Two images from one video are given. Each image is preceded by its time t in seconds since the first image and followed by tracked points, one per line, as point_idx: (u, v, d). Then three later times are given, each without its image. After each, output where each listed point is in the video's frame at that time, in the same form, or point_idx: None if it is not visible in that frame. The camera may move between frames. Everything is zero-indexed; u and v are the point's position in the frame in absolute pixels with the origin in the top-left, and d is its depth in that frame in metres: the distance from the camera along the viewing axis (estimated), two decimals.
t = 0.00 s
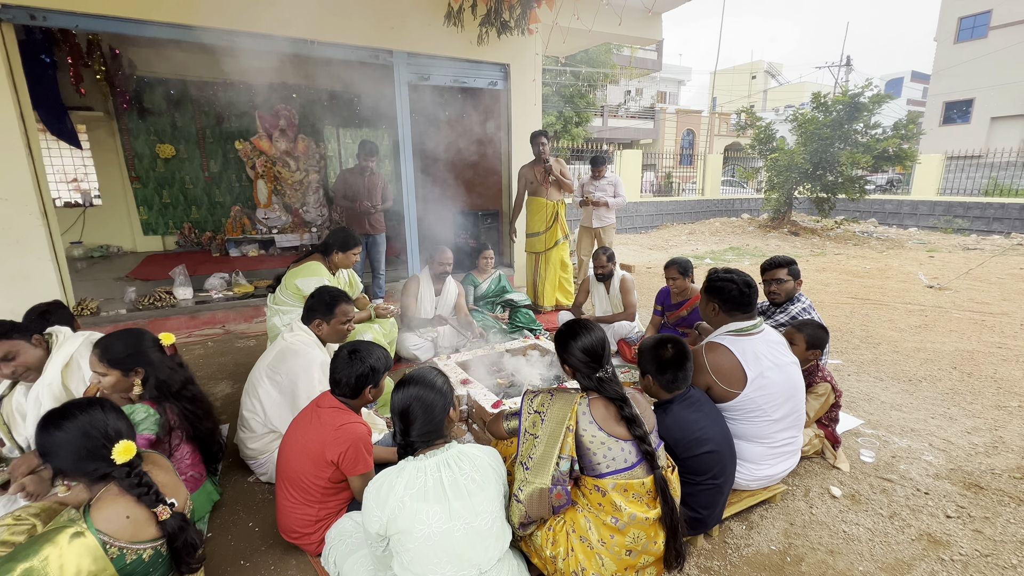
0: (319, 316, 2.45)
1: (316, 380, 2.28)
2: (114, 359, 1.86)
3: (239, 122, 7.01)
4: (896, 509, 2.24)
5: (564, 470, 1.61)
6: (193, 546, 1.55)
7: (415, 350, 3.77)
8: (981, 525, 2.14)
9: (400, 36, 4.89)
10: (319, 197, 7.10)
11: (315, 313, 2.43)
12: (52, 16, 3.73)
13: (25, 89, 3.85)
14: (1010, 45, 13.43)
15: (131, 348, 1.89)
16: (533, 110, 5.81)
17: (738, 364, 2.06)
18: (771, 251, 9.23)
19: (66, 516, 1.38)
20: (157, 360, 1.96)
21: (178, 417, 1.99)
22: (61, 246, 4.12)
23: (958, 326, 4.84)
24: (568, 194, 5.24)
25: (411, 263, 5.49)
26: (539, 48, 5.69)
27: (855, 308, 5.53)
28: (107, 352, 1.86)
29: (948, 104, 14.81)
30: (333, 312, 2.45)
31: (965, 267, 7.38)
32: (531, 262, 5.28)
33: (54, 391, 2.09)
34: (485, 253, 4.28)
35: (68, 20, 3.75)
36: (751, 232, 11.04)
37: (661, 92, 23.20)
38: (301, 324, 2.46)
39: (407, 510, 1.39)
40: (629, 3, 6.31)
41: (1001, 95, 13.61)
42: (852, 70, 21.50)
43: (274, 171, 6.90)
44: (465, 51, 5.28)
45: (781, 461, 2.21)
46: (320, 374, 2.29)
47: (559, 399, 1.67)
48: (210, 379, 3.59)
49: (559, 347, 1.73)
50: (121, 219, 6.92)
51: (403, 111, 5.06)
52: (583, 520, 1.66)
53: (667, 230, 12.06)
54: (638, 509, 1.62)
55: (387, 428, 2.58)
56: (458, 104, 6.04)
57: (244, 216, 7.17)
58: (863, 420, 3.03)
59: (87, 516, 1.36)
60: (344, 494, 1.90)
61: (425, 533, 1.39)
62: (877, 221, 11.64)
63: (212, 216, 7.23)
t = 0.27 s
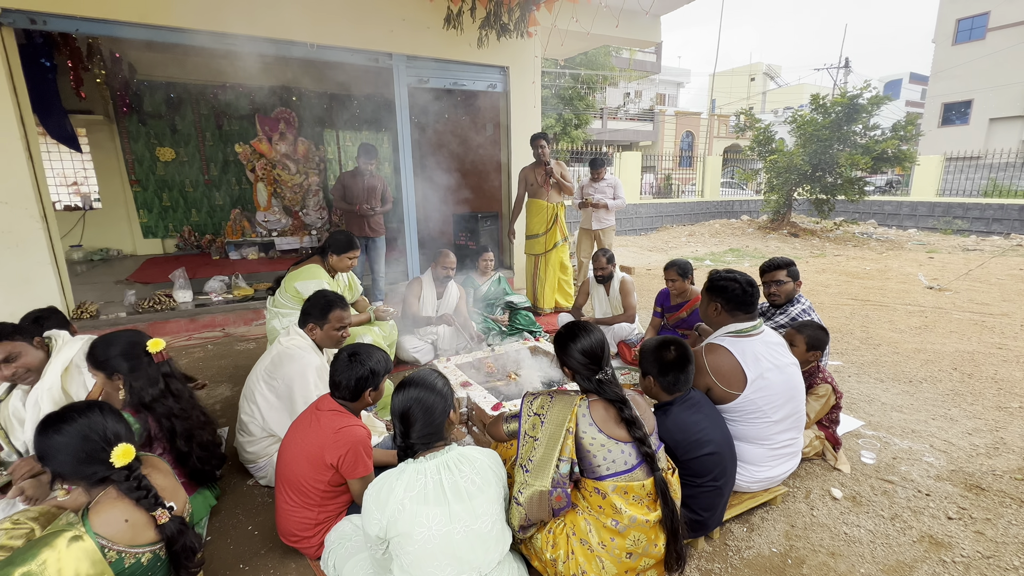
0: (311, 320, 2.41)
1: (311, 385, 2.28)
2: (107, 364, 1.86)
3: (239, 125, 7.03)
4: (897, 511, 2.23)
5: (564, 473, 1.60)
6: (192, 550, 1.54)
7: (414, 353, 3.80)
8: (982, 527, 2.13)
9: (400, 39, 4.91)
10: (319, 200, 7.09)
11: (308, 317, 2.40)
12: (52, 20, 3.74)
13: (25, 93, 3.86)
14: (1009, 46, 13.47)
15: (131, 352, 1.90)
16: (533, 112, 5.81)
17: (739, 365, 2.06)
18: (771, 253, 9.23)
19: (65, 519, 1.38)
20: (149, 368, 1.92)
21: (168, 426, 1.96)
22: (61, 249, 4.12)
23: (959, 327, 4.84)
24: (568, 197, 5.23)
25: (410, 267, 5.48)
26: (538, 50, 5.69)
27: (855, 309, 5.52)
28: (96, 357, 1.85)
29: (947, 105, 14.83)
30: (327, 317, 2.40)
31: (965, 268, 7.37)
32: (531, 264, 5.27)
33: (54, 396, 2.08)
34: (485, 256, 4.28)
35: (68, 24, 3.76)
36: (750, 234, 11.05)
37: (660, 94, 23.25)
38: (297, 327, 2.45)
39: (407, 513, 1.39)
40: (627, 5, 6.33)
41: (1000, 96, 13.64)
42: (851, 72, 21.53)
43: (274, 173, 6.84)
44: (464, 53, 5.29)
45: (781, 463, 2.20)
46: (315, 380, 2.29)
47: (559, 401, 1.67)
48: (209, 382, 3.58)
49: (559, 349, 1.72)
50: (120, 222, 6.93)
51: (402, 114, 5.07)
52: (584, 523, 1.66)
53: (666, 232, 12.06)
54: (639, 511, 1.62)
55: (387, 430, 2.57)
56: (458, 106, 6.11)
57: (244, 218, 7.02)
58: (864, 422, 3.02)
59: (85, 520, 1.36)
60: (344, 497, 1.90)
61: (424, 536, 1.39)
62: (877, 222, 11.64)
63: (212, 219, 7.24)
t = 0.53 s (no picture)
0: (309, 323, 2.42)
1: (307, 388, 2.25)
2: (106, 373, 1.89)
3: (239, 126, 7.03)
4: (896, 512, 2.23)
5: (564, 474, 1.60)
6: (190, 552, 1.54)
7: (413, 354, 3.78)
8: (982, 528, 2.13)
9: (399, 40, 4.92)
10: (319, 201, 7.09)
11: (306, 320, 2.41)
12: (51, 22, 3.75)
13: (25, 95, 3.86)
14: (1007, 48, 13.50)
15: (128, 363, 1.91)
16: (533, 114, 5.81)
17: (737, 366, 2.06)
18: (770, 254, 9.23)
19: (62, 521, 1.37)
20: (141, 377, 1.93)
21: (157, 439, 1.93)
22: (60, 251, 4.12)
23: (958, 328, 4.84)
24: (568, 198, 5.24)
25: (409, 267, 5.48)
26: (537, 52, 5.70)
27: (854, 311, 5.53)
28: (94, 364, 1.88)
29: (946, 107, 14.85)
30: (326, 322, 2.41)
31: (964, 268, 7.38)
32: (530, 265, 5.27)
33: (53, 399, 2.08)
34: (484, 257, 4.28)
35: (67, 26, 3.76)
36: (749, 235, 11.06)
37: (660, 95, 23.29)
38: (293, 330, 2.43)
39: (406, 514, 1.39)
40: (626, 7, 6.34)
41: (998, 97, 13.67)
42: (850, 74, 21.56)
43: (274, 175, 6.83)
44: (464, 55, 5.30)
45: (780, 463, 2.20)
46: (310, 383, 2.27)
47: (558, 402, 1.67)
48: (208, 384, 3.57)
49: (557, 351, 1.73)
50: (119, 224, 6.92)
51: (401, 115, 5.07)
52: (583, 524, 1.65)
53: (666, 233, 12.08)
54: (638, 513, 1.62)
55: (386, 432, 2.57)
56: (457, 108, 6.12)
57: (244, 220, 7.00)
58: (863, 423, 3.02)
59: (82, 522, 1.36)
60: (343, 499, 1.90)
61: (424, 537, 1.39)
62: (875, 223, 11.66)
63: (211, 221, 7.24)
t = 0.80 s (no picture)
0: (310, 322, 2.43)
1: (305, 388, 2.26)
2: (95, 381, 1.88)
3: (238, 126, 7.03)
4: (895, 511, 2.24)
5: (564, 474, 1.60)
6: (190, 552, 1.54)
7: (413, 354, 3.76)
8: (980, 527, 2.13)
9: (398, 41, 4.92)
10: (318, 202, 7.11)
11: (308, 320, 2.42)
12: (50, 22, 3.74)
13: (24, 95, 3.86)
14: (1005, 49, 13.52)
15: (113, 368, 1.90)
16: (532, 114, 5.81)
17: (737, 365, 2.07)
18: (769, 254, 9.25)
19: (61, 521, 1.37)
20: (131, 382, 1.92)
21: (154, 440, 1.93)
22: (59, 251, 4.12)
23: (956, 329, 4.85)
24: (568, 199, 5.24)
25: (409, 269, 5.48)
26: (537, 53, 5.71)
27: (852, 311, 5.54)
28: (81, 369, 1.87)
29: (944, 108, 14.88)
30: (327, 322, 2.44)
31: (962, 269, 7.40)
32: (531, 265, 5.27)
33: (52, 401, 2.07)
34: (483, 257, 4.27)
35: (66, 26, 3.76)
36: (748, 235, 11.07)
37: (659, 96, 23.31)
38: (292, 330, 2.43)
39: (406, 514, 1.39)
40: (625, 7, 6.35)
41: (996, 99, 13.71)
42: (849, 75, 21.60)
43: (273, 176, 6.84)
44: (463, 56, 5.31)
45: (779, 463, 2.21)
46: (308, 382, 2.27)
47: (558, 402, 1.67)
48: (207, 384, 3.57)
49: (557, 351, 1.73)
50: (118, 224, 6.91)
51: (401, 116, 5.07)
52: (583, 524, 1.65)
53: (665, 234, 12.09)
54: (638, 513, 1.62)
55: (386, 432, 2.57)
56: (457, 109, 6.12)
57: (242, 220, 6.98)
58: (862, 423, 3.03)
59: (81, 521, 1.36)
60: (344, 500, 1.90)
61: (424, 537, 1.39)
62: (874, 224, 11.67)
63: (210, 220, 7.23)
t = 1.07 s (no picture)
0: (309, 319, 2.42)
1: (305, 386, 2.24)
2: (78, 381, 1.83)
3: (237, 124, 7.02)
4: (893, 511, 2.24)
5: (564, 472, 1.60)
6: (190, 549, 1.54)
7: (413, 353, 3.78)
8: (979, 527, 2.14)
9: (398, 39, 4.91)
10: (318, 199, 7.10)
11: (305, 316, 2.41)
12: (49, 18, 3.73)
13: (23, 92, 3.85)
14: (1005, 49, 13.53)
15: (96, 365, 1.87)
16: (533, 113, 5.81)
17: (737, 364, 2.07)
18: (768, 254, 9.25)
19: (60, 519, 1.37)
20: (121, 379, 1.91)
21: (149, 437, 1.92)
22: (58, 248, 4.11)
23: (955, 329, 4.85)
24: (569, 198, 5.24)
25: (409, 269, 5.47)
26: (537, 51, 5.71)
27: (851, 311, 5.54)
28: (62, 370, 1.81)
29: (944, 108, 14.88)
30: (325, 316, 2.43)
31: (961, 269, 7.41)
32: (531, 265, 5.28)
33: (52, 400, 2.04)
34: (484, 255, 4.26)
35: (65, 22, 3.74)
36: (748, 235, 11.07)
37: (659, 95, 23.31)
38: (291, 327, 2.42)
39: (407, 512, 1.39)
40: (626, 6, 6.33)
41: (996, 99, 13.72)
42: (849, 74, 21.60)
43: (273, 173, 6.88)
44: (463, 55, 5.31)
45: (779, 462, 2.21)
46: (308, 380, 2.25)
47: (558, 400, 1.67)
48: (206, 382, 3.56)
49: (557, 350, 1.73)
50: (117, 222, 6.90)
51: (401, 115, 5.07)
52: (583, 522, 1.66)
53: (665, 233, 12.09)
54: (638, 511, 1.62)
55: (385, 430, 2.57)
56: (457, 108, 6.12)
57: (242, 219, 7.07)
58: (861, 422, 3.03)
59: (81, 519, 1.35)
60: (345, 498, 1.90)
61: (424, 535, 1.39)
62: (874, 224, 11.68)
63: (210, 218, 7.22)
